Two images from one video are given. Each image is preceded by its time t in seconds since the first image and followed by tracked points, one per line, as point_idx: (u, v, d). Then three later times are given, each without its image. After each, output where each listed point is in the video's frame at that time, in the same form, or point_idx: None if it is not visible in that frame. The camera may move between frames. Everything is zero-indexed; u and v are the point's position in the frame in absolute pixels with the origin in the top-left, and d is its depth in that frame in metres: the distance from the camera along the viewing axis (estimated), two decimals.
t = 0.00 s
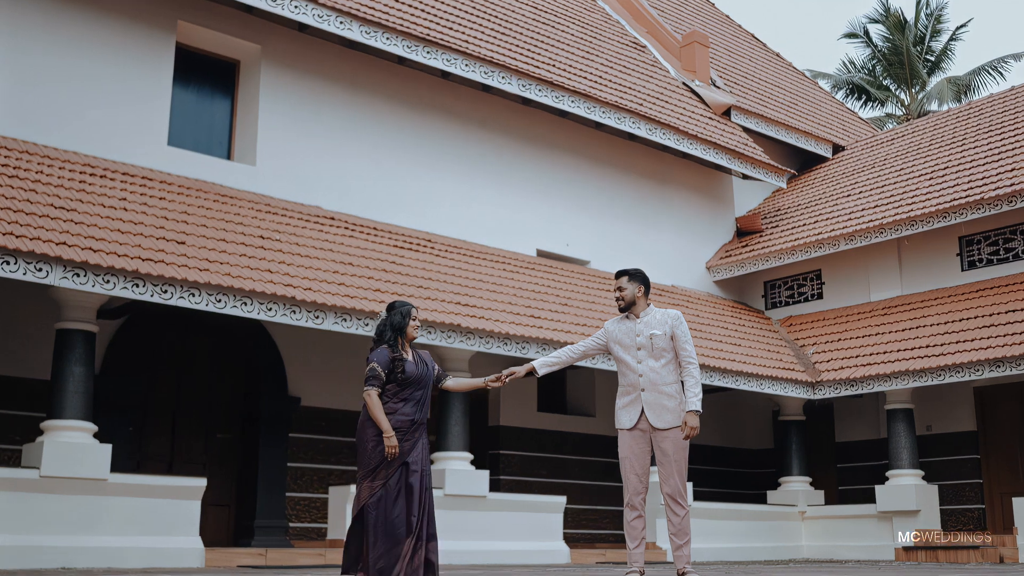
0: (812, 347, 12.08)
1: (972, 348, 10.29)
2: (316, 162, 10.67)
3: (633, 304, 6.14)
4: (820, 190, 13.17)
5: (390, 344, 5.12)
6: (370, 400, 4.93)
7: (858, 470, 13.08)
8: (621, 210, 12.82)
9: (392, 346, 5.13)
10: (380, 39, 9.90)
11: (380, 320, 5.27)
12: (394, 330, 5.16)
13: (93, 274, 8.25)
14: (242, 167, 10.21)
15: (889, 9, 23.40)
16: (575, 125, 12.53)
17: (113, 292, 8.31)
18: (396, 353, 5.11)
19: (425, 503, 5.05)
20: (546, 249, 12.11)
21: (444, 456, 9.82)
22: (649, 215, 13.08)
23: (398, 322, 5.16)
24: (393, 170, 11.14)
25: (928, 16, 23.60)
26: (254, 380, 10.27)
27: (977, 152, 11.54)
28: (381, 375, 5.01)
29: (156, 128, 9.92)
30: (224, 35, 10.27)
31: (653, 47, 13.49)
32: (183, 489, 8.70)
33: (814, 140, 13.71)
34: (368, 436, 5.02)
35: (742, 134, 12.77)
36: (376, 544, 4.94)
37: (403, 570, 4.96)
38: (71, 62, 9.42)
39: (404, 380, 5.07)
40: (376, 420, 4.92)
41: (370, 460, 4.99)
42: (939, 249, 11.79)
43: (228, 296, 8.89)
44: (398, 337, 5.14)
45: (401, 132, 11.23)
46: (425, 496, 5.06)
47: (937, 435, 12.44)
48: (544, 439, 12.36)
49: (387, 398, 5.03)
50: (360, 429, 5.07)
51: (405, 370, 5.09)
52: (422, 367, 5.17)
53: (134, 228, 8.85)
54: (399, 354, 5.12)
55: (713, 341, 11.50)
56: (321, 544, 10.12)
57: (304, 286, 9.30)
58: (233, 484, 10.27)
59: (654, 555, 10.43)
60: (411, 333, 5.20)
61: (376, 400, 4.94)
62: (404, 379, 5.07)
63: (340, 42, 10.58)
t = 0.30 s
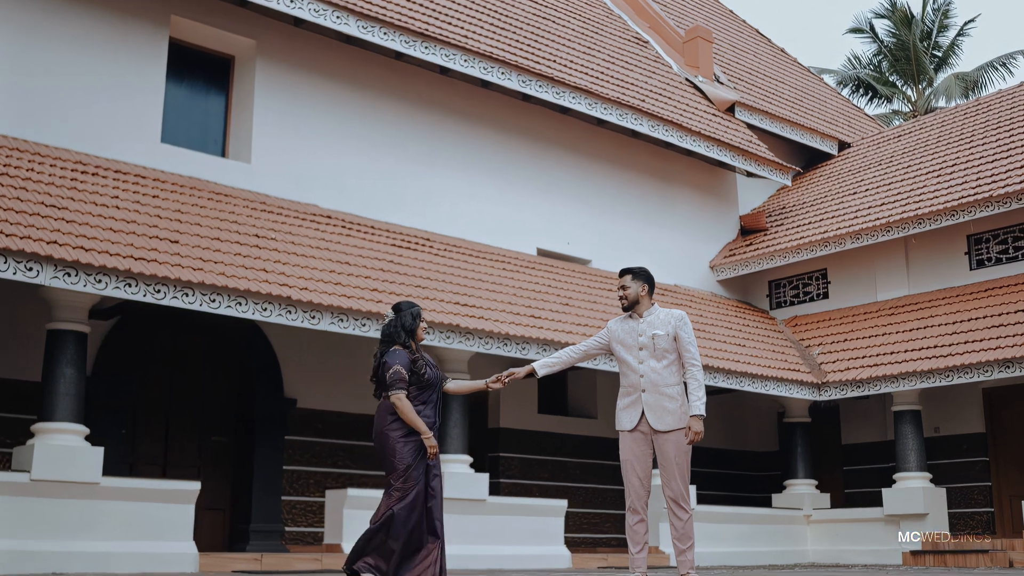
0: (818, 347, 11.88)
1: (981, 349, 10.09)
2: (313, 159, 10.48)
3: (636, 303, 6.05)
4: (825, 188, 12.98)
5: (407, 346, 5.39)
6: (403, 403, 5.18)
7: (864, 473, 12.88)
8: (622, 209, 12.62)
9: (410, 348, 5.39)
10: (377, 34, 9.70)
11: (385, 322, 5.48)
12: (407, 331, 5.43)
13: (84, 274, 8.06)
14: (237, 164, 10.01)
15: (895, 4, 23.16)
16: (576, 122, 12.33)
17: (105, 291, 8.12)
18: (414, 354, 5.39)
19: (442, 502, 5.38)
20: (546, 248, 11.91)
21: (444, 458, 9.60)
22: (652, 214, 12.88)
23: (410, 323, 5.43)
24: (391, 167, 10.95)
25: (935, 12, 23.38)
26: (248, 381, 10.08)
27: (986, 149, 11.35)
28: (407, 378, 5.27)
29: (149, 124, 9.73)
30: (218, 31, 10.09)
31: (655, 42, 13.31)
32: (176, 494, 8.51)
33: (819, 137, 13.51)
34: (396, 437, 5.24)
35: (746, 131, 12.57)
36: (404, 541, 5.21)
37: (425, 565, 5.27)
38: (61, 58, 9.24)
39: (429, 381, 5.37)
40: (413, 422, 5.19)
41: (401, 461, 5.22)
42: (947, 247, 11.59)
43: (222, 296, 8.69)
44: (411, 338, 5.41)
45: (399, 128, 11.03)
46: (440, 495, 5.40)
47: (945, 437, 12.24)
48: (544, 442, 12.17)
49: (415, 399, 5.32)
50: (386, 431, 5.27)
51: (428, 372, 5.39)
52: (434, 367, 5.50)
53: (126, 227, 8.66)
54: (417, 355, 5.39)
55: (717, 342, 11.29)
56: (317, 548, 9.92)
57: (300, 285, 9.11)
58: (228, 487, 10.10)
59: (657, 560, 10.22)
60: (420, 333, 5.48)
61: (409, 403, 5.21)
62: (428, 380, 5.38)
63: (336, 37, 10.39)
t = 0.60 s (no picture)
0: (823, 348, 11.68)
1: (989, 349, 9.89)
2: (309, 155, 10.29)
3: (639, 301, 5.93)
4: (830, 185, 12.79)
5: (427, 345, 5.15)
6: (440, 403, 4.96)
7: (869, 476, 12.68)
8: (624, 207, 12.43)
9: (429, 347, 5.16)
10: (374, 28, 9.49)
11: (396, 321, 5.20)
12: (422, 330, 5.18)
13: (75, 272, 7.87)
14: (231, 161, 9.83)
15: None
16: (577, 118, 12.14)
17: (96, 290, 7.93)
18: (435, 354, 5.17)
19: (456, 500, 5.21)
20: (546, 247, 11.71)
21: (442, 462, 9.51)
22: (654, 212, 12.68)
23: (424, 322, 5.20)
24: (388, 164, 10.75)
25: (942, 7, 23.14)
26: (243, 382, 9.88)
27: (994, 145, 11.15)
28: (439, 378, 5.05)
29: (142, 120, 9.54)
30: (213, 25, 9.90)
31: (658, 37, 13.12)
32: (169, 497, 8.31)
33: (824, 133, 13.30)
34: (432, 441, 4.98)
35: (750, 128, 12.37)
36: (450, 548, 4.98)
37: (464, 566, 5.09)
38: (51, 53, 9.04)
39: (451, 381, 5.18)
40: (451, 423, 4.98)
41: (441, 467, 4.96)
42: (954, 246, 11.40)
43: (216, 295, 8.50)
44: (427, 338, 5.20)
45: (397, 124, 10.84)
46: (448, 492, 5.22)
47: (952, 440, 12.05)
48: (544, 444, 11.97)
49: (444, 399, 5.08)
50: (422, 436, 4.96)
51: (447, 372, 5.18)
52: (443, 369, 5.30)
53: (118, 225, 8.48)
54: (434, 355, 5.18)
55: (720, 342, 11.10)
56: (313, 552, 9.71)
57: (295, 284, 8.92)
58: (222, 490, 9.91)
59: (659, 565, 10.02)
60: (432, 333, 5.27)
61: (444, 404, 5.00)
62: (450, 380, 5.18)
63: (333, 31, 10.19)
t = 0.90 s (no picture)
0: (829, 348, 11.49)
1: (999, 349, 9.70)
2: (305, 151, 10.11)
3: (641, 301, 5.78)
4: (835, 183, 12.60)
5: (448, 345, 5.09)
6: (473, 403, 4.94)
7: (876, 478, 12.49)
8: (626, 205, 12.24)
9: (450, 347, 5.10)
10: (371, 22, 9.30)
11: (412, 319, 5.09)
12: (440, 329, 5.12)
13: (66, 271, 7.69)
14: (226, 158, 9.65)
15: None
16: (578, 114, 11.95)
17: (87, 289, 7.75)
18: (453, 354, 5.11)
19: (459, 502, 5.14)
20: (546, 245, 11.53)
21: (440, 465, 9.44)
22: (656, 211, 12.50)
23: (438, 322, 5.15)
24: (386, 161, 10.57)
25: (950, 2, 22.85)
26: (237, 382, 9.69)
27: (1003, 142, 10.95)
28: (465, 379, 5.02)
29: (135, 116, 9.36)
30: (207, 19, 9.72)
31: (660, 32, 12.94)
32: (161, 500, 8.13)
33: (830, 130, 13.10)
34: (465, 444, 4.92)
35: (754, 124, 12.19)
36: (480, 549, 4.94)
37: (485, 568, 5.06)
38: (41, 48, 8.86)
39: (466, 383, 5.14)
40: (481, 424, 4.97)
41: (471, 471, 4.91)
42: (962, 244, 11.21)
43: (210, 294, 8.32)
44: (444, 339, 5.15)
45: (395, 120, 10.66)
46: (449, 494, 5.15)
47: (960, 441, 11.85)
48: (545, 446, 11.79)
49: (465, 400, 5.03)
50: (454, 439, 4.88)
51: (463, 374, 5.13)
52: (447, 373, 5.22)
53: (110, 222, 8.30)
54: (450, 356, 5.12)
55: (724, 342, 10.92)
56: (309, 556, 9.53)
57: (290, 283, 8.74)
58: (216, 492, 9.73)
59: (663, 569, 9.83)
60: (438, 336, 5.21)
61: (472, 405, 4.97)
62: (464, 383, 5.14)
63: (330, 25, 10.01)
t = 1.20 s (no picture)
0: (834, 349, 11.29)
1: (1007, 349, 9.51)
2: (301, 146, 9.93)
3: (642, 299, 5.59)
4: (840, 180, 12.41)
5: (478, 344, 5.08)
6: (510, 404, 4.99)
7: (882, 481, 12.30)
8: (628, 203, 12.05)
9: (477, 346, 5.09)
10: (368, 16, 9.12)
11: (443, 317, 5.00)
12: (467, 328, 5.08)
13: (55, 269, 7.50)
14: (220, 154, 9.47)
15: None
16: (579, 110, 11.77)
17: (77, 288, 7.57)
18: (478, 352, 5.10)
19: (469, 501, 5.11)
20: (546, 243, 11.34)
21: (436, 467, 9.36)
22: (658, 208, 12.31)
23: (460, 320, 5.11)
24: (383, 157, 10.38)
25: None
26: (233, 382, 9.50)
27: (1011, 138, 10.77)
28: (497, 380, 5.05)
29: (127, 112, 9.18)
30: (201, 13, 9.54)
31: (663, 27, 12.76)
32: (152, 503, 7.94)
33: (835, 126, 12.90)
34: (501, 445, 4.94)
35: (758, 120, 12.00)
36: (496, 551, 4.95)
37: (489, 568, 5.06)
38: (30, 42, 8.69)
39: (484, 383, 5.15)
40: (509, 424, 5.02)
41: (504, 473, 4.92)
42: (970, 242, 11.01)
43: (203, 293, 8.14)
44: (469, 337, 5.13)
45: (392, 116, 10.48)
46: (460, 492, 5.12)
47: (969, 443, 11.65)
48: (545, 448, 11.61)
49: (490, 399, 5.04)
50: (496, 441, 4.88)
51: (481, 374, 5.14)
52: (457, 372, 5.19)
53: (101, 219, 8.12)
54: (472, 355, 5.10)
55: (728, 341, 10.73)
56: (305, 559, 9.34)
57: (285, 281, 8.56)
58: (209, 494, 9.55)
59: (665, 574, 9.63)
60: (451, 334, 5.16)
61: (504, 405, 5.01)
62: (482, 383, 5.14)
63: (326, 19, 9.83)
